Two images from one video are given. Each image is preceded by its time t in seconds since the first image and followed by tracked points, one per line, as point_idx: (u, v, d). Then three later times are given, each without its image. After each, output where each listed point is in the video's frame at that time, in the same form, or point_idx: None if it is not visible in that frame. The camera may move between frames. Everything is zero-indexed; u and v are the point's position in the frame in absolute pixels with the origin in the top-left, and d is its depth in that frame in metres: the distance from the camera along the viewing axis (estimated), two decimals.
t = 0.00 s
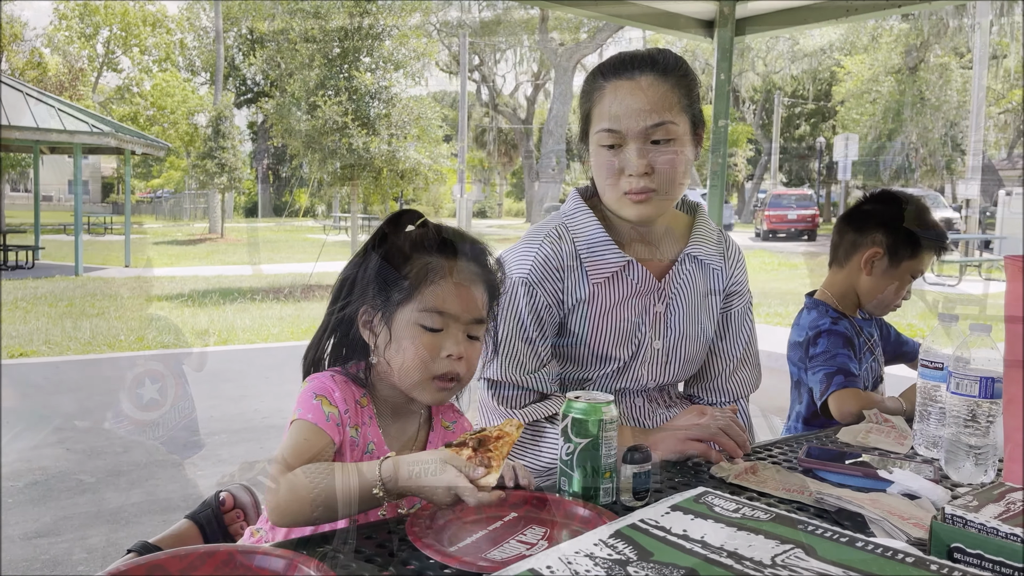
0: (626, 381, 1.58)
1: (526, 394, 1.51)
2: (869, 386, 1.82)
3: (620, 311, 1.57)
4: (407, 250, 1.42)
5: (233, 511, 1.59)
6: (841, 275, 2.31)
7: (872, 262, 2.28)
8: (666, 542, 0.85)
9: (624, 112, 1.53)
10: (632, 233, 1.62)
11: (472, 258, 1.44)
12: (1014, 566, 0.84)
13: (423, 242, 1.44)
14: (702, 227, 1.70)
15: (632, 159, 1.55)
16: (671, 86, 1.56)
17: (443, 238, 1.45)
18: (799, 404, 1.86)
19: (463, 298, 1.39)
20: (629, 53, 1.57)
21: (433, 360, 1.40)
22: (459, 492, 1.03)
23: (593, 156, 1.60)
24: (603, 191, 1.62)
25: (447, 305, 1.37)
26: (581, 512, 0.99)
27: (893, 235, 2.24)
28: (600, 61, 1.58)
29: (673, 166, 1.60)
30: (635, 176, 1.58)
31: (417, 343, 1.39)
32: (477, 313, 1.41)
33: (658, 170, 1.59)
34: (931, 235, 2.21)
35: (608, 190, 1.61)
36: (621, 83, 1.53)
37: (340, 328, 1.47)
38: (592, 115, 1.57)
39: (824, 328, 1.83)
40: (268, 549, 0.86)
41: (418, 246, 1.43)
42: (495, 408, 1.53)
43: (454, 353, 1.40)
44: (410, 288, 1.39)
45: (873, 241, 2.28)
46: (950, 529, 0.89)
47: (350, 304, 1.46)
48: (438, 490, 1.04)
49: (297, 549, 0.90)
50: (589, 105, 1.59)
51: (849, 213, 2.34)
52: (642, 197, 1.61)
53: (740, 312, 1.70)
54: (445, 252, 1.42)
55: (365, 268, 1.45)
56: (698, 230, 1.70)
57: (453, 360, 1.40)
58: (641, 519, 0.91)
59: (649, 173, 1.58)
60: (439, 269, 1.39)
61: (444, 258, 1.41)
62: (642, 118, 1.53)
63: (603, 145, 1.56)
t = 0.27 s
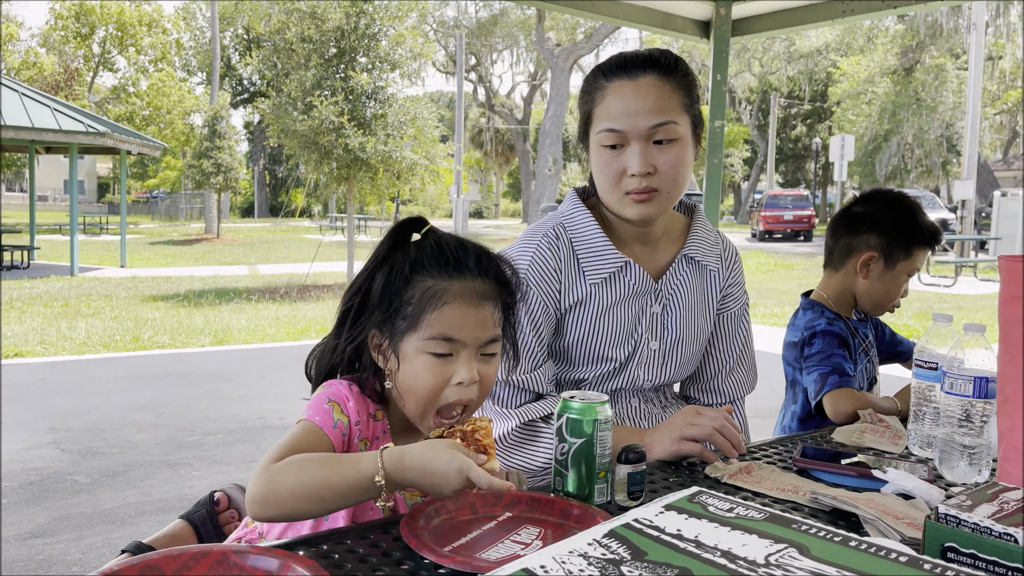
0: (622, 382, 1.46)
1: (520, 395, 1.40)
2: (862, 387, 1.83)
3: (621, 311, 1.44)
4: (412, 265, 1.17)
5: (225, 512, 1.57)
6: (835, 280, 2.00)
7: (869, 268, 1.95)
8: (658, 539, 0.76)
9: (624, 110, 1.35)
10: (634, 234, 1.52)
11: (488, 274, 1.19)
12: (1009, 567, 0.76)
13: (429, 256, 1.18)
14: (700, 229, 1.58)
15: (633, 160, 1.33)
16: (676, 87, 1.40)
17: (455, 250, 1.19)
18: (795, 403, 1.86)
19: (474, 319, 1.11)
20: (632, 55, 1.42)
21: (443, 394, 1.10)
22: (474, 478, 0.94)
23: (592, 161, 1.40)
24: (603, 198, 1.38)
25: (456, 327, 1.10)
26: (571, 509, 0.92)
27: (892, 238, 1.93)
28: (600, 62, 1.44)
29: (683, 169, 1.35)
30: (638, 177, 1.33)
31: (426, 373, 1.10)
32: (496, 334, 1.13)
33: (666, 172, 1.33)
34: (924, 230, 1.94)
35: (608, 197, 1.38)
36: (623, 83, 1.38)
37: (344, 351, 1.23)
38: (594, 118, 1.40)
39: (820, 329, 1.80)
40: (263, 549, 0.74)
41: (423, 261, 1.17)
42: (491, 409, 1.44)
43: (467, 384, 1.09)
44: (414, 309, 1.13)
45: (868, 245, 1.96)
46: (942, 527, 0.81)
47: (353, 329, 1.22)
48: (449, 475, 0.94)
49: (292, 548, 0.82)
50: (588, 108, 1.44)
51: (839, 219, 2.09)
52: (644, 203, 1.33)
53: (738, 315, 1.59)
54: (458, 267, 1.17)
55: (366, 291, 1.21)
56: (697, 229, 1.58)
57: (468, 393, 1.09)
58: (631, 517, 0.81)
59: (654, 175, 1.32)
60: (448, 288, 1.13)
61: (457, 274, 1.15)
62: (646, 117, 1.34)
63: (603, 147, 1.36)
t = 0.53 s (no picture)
0: (618, 383, 1.46)
1: (517, 395, 1.40)
2: (857, 387, 1.83)
3: (616, 311, 1.45)
4: (402, 273, 1.15)
5: (220, 512, 1.59)
6: (827, 282, 2.00)
7: (861, 272, 1.95)
8: (652, 540, 0.77)
9: (623, 110, 1.35)
10: (631, 235, 1.52)
11: (482, 278, 1.16)
12: (1002, 567, 0.76)
13: (419, 263, 1.15)
14: (695, 228, 1.58)
15: (632, 159, 1.33)
16: (673, 87, 1.40)
17: (445, 256, 1.16)
18: (791, 403, 1.87)
19: (468, 324, 1.09)
20: (629, 56, 1.42)
21: (443, 401, 1.08)
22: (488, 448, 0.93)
23: (590, 160, 1.40)
24: (601, 197, 1.38)
25: (451, 333, 1.08)
26: (563, 509, 0.92)
27: (881, 240, 1.94)
28: (597, 61, 1.44)
29: (681, 169, 1.35)
30: (638, 176, 1.32)
31: (425, 382, 1.08)
32: (493, 337, 1.10)
33: (665, 171, 1.33)
34: (912, 229, 1.95)
35: (606, 197, 1.37)
36: (622, 83, 1.38)
37: (342, 363, 1.19)
38: (592, 117, 1.40)
39: (814, 330, 1.81)
40: (257, 548, 0.74)
41: (411, 269, 1.15)
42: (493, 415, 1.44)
43: (466, 390, 1.07)
44: (408, 317, 1.10)
45: (857, 248, 1.96)
46: (934, 527, 0.81)
47: (345, 340, 1.19)
48: (463, 448, 0.93)
49: (287, 549, 0.82)
50: (586, 109, 1.43)
51: (825, 221, 2.09)
52: (643, 203, 1.34)
53: (733, 316, 1.60)
54: (448, 273, 1.14)
55: (356, 303, 1.18)
56: (692, 230, 1.58)
57: (470, 398, 1.07)
58: (625, 517, 0.81)
59: (653, 175, 1.33)
60: (439, 295, 1.11)
61: (450, 280, 1.13)
62: (644, 117, 1.34)
63: (601, 146, 1.36)
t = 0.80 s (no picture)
0: (614, 383, 1.46)
1: (515, 396, 1.40)
2: (852, 387, 1.83)
3: (613, 312, 1.45)
4: (402, 278, 1.15)
5: (214, 513, 1.58)
6: (822, 283, 2.00)
7: (855, 273, 1.95)
8: (646, 539, 0.77)
9: (619, 110, 1.35)
10: (627, 236, 1.52)
11: (484, 283, 1.16)
12: (996, 567, 0.76)
13: (420, 268, 1.15)
14: (692, 229, 1.58)
15: (629, 159, 1.32)
16: (670, 88, 1.40)
17: (446, 262, 1.16)
18: (786, 403, 1.87)
19: (467, 328, 1.09)
20: (623, 56, 1.42)
21: (446, 405, 1.07)
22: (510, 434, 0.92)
23: (586, 161, 1.40)
24: (598, 197, 1.37)
25: (451, 337, 1.08)
26: (558, 509, 0.92)
27: (874, 242, 1.95)
28: (594, 62, 1.44)
29: (677, 168, 1.35)
30: (634, 176, 1.32)
31: (426, 386, 1.07)
32: (495, 341, 1.10)
33: (661, 171, 1.33)
34: (905, 229, 1.96)
35: (602, 197, 1.37)
36: (618, 83, 1.38)
37: (346, 367, 1.18)
38: (589, 117, 1.40)
39: (810, 331, 1.81)
40: (251, 548, 0.73)
41: (412, 273, 1.15)
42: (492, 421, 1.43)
43: (468, 393, 1.06)
44: (410, 321, 1.10)
45: (851, 250, 1.96)
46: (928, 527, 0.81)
47: (348, 344, 1.19)
48: (486, 438, 0.94)
49: (281, 550, 0.81)
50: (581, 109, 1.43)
51: (818, 222, 2.09)
52: (640, 202, 1.34)
53: (730, 316, 1.60)
54: (447, 278, 1.13)
55: (358, 308, 1.18)
56: (689, 230, 1.58)
57: (472, 402, 1.07)
58: (620, 517, 0.81)
59: (650, 174, 1.33)
60: (439, 300, 1.10)
61: (450, 285, 1.12)
62: (641, 116, 1.34)
63: (598, 146, 1.35)
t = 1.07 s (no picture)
0: (609, 383, 1.46)
1: (509, 395, 1.40)
2: (847, 388, 1.84)
3: (607, 313, 1.45)
4: (399, 279, 1.15)
5: (209, 513, 1.59)
6: (818, 284, 2.00)
7: (850, 274, 1.95)
8: (639, 538, 0.77)
9: (615, 111, 1.35)
10: (623, 237, 1.52)
11: (479, 285, 1.16)
12: (990, 566, 0.76)
13: (416, 269, 1.15)
14: (687, 230, 1.58)
15: (625, 160, 1.33)
16: (666, 88, 1.40)
17: (443, 263, 1.16)
18: (782, 404, 1.87)
19: (462, 330, 1.09)
20: (618, 57, 1.42)
21: (438, 406, 1.07)
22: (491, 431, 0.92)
23: (581, 161, 1.40)
24: (593, 198, 1.38)
25: (445, 338, 1.08)
26: (552, 509, 0.92)
27: (869, 243, 1.95)
28: (590, 62, 1.44)
29: (673, 169, 1.36)
30: (630, 176, 1.33)
31: (418, 386, 1.07)
32: (489, 343, 1.10)
33: (657, 171, 1.33)
34: (900, 229, 1.96)
35: (598, 199, 1.37)
36: (614, 83, 1.38)
37: (342, 367, 1.18)
38: (585, 117, 1.39)
39: (806, 331, 1.82)
40: (245, 549, 0.73)
41: (409, 274, 1.14)
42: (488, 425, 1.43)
43: (460, 394, 1.06)
44: (405, 321, 1.11)
45: (846, 251, 1.97)
46: (922, 526, 0.81)
47: (343, 344, 1.18)
48: (468, 437, 0.93)
49: (274, 550, 0.81)
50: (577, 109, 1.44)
51: (813, 223, 2.10)
52: (636, 203, 1.34)
53: (724, 318, 1.60)
54: (443, 280, 1.13)
55: (355, 307, 1.18)
56: (684, 231, 1.58)
57: (463, 403, 1.06)
58: (614, 517, 0.81)
59: (646, 174, 1.33)
60: (434, 301, 1.10)
61: (446, 287, 1.12)
62: (637, 117, 1.34)
63: (594, 146, 1.35)
